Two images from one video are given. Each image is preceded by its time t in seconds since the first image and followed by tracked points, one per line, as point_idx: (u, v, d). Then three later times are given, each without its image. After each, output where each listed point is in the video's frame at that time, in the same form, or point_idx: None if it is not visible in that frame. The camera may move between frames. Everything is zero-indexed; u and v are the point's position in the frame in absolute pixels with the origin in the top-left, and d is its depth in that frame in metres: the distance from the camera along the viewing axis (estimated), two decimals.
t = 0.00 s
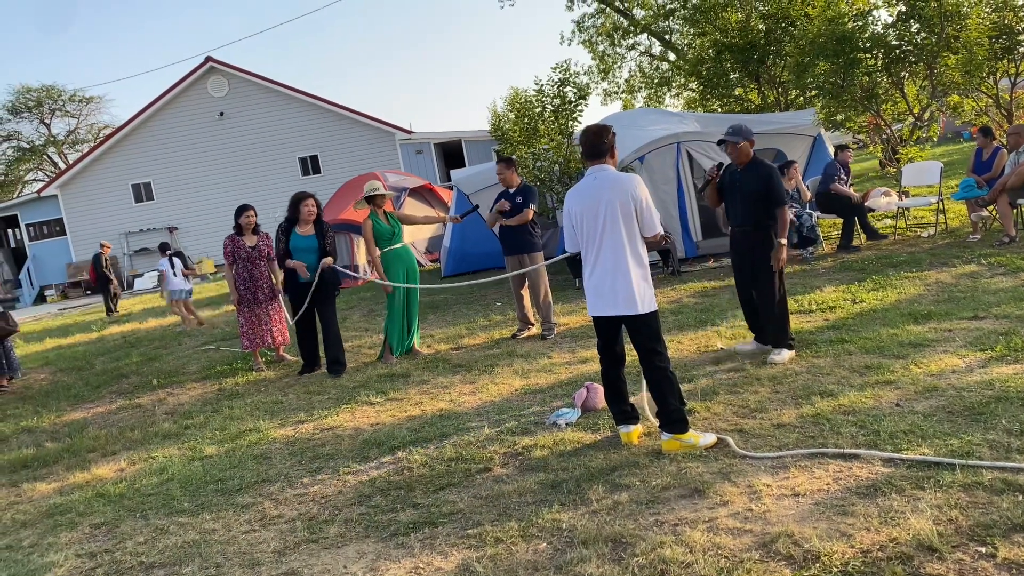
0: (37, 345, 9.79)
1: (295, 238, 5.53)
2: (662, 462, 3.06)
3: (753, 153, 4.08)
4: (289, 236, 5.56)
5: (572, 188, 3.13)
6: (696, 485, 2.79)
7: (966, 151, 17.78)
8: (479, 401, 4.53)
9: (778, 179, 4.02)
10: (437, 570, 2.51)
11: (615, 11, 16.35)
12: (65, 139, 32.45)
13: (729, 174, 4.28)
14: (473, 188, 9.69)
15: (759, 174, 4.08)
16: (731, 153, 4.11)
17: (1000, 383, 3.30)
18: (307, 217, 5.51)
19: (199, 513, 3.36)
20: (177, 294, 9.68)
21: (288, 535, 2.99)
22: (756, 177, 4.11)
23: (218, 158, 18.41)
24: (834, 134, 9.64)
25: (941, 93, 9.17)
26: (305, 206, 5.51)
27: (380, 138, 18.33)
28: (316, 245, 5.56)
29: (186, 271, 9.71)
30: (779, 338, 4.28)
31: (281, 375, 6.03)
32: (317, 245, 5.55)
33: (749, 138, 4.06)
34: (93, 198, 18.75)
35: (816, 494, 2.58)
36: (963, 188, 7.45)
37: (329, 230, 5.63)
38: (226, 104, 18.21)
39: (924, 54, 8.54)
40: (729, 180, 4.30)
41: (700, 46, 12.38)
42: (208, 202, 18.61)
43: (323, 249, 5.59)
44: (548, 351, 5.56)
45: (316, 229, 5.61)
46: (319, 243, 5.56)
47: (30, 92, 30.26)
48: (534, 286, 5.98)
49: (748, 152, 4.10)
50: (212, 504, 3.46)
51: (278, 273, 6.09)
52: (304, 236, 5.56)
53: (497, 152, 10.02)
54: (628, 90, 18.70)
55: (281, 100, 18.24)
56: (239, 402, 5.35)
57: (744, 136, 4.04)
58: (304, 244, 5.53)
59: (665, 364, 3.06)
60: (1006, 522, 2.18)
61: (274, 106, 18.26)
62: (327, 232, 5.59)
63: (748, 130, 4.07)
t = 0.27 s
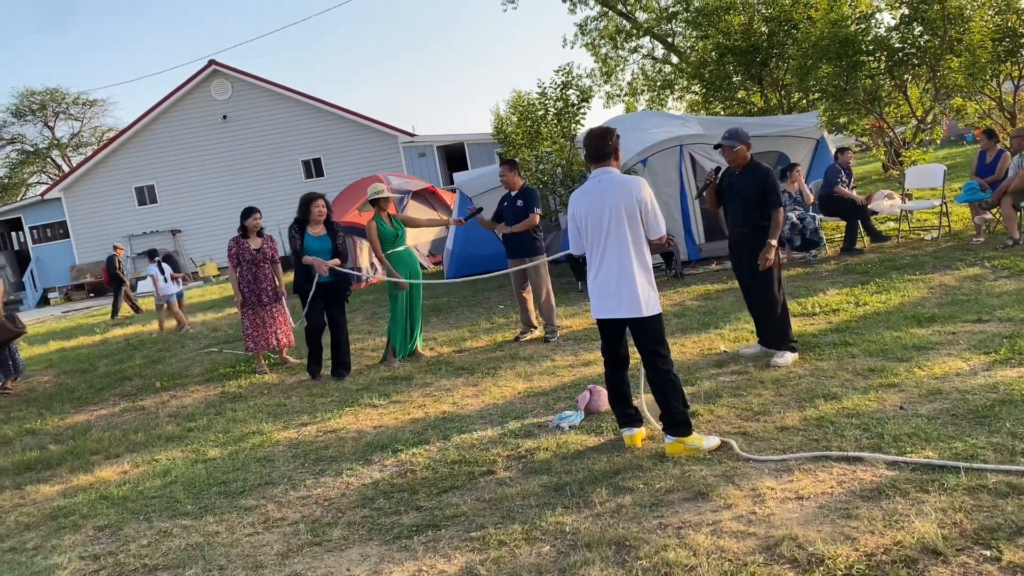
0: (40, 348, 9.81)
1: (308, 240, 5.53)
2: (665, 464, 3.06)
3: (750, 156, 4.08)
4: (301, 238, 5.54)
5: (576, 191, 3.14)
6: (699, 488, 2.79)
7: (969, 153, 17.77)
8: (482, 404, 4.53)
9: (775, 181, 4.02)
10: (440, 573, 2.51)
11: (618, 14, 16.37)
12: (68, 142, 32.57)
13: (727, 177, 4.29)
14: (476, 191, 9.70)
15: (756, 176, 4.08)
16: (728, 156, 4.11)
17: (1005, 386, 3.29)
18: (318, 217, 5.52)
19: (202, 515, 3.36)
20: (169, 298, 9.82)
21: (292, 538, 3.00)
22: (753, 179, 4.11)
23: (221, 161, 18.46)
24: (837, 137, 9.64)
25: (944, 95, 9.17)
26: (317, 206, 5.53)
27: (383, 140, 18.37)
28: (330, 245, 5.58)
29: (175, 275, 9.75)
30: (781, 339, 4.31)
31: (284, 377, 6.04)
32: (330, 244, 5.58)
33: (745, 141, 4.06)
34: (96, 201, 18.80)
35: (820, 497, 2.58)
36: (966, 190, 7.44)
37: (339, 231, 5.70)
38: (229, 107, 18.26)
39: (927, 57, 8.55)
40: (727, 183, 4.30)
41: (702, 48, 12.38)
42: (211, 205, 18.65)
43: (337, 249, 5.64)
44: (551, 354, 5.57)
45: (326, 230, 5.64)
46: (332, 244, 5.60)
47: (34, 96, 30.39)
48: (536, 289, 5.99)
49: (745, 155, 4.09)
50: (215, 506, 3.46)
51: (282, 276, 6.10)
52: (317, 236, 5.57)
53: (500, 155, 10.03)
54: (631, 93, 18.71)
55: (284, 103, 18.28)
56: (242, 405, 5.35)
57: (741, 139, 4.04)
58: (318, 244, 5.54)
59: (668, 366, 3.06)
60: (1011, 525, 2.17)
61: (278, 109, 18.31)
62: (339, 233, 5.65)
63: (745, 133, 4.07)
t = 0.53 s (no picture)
0: (44, 350, 9.84)
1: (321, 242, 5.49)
2: (669, 468, 3.06)
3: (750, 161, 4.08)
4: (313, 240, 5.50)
5: (579, 194, 3.15)
6: (703, 492, 2.79)
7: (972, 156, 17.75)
8: (485, 407, 4.53)
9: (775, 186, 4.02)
10: None
11: (621, 18, 16.39)
12: (72, 145, 32.66)
13: (728, 181, 4.29)
14: (479, 194, 9.71)
15: (756, 181, 4.08)
16: (727, 161, 4.11)
17: (1009, 390, 3.28)
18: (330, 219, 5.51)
19: (206, 518, 3.37)
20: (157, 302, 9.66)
21: (295, 541, 3.00)
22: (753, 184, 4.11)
23: (224, 164, 18.51)
24: (840, 140, 9.65)
25: (947, 98, 9.16)
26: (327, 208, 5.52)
27: (386, 144, 18.40)
28: (342, 247, 5.55)
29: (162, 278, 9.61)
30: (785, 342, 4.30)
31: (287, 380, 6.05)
32: (341, 246, 5.55)
33: (744, 146, 4.06)
34: (100, 204, 18.85)
35: (823, 501, 2.57)
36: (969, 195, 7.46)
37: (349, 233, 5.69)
38: (232, 110, 18.32)
39: (930, 59, 8.55)
40: (729, 187, 4.30)
41: (705, 51, 12.39)
42: (214, 208, 18.70)
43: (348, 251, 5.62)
44: (554, 357, 5.57)
45: (336, 232, 5.61)
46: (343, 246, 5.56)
47: (38, 99, 30.51)
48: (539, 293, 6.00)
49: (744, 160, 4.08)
50: (218, 509, 3.46)
51: (285, 278, 6.12)
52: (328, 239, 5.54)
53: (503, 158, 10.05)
54: (634, 96, 18.72)
55: (287, 107, 18.33)
56: (245, 408, 5.36)
57: (739, 144, 4.04)
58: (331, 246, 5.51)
59: (671, 370, 3.06)
60: (1016, 529, 2.17)
61: (281, 112, 18.35)
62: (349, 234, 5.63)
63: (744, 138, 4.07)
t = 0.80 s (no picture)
0: (47, 353, 9.85)
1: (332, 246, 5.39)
2: (672, 471, 3.06)
3: (755, 164, 4.07)
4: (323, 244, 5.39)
5: (582, 197, 3.15)
6: (706, 495, 2.78)
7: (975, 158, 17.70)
8: (488, 410, 4.53)
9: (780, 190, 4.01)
10: None
11: (623, 21, 16.40)
12: (76, 148, 32.76)
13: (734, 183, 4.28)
14: (481, 198, 9.73)
15: (761, 184, 4.07)
16: (732, 163, 4.10)
17: (1014, 393, 3.28)
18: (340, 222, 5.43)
19: (209, 521, 3.37)
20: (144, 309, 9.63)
21: (297, 544, 3.00)
22: (758, 187, 4.10)
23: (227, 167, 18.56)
24: (843, 143, 9.64)
25: (950, 101, 9.15)
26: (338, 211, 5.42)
27: (388, 147, 18.43)
28: (353, 249, 5.47)
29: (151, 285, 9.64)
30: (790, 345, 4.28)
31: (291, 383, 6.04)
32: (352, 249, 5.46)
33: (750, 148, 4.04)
34: (103, 207, 18.90)
35: (827, 505, 2.57)
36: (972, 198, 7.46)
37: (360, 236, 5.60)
38: (235, 113, 18.37)
39: (934, 62, 8.55)
40: (734, 189, 4.30)
41: (708, 54, 12.40)
42: (217, 211, 18.74)
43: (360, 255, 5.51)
44: (557, 360, 5.57)
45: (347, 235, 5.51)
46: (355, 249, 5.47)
47: (42, 102, 30.62)
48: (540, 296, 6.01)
49: (750, 162, 4.07)
50: (222, 512, 3.47)
51: (289, 281, 6.13)
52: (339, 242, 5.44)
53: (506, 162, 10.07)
54: (636, 99, 18.71)
55: (290, 110, 18.37)
56: (248, 410, 5.37)
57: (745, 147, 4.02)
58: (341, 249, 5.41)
59: (675, 373, 3.06)
60: (1021, 533, 2.16)
61: (284, 115, 18.40)
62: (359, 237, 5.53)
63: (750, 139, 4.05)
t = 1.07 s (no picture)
0: (50, 356, 9.88)
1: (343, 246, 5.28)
2: (676, 474, 3.05)
3: (760, 165, 4.07)
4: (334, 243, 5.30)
5: (584, 199, 3.16)
6: (710, 498, 2.78)
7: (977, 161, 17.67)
8: (490, 413, 4.53)
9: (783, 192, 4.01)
10: None
11: (626, 24, 16.42)
12: (80, 151, 32.90)
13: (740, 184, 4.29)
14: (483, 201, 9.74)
15: (765, 185, 4.08)
16: (738, 164, 4.11)
17: (1018, 396, 3.27)
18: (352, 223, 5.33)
19: (212, 524, 3.37)
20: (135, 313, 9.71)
21: (300, 547, 3.00)
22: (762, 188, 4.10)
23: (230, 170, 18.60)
24: (846, 146, 9.65)
25: (954, 104, 9.14)
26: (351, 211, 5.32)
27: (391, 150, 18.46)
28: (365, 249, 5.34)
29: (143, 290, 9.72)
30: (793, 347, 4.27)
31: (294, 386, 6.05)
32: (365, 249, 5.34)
33: (756, 149, 4.04)
34: (106, 210, 18.96)
35: (831, 508, 2.56)
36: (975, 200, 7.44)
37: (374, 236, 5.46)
38: (238, 116, 18.42)
39: (937, 65, 8.55)
40: (741, 191, 4.30)
41: (710, 57, 12.41)
42: (220, 214, 18.78)
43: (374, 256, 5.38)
44: (560, 363, 5.56)
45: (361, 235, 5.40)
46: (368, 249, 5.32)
47: (46, 106, 30.76)
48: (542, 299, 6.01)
49: (755, 163, 4.07)
50: (225, 515, 3.47)
51: (292, 284, 6.14)
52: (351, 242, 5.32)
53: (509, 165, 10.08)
54: (639, 102, 18.73)
55: (294, 113, 18.42)
56: (251, 413, 5.37)
57: (751, 147, 4.03)
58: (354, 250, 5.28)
59: (678, 375, 3.05)
60: None
61: (287, 118, 18.45)
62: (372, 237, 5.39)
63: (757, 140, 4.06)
